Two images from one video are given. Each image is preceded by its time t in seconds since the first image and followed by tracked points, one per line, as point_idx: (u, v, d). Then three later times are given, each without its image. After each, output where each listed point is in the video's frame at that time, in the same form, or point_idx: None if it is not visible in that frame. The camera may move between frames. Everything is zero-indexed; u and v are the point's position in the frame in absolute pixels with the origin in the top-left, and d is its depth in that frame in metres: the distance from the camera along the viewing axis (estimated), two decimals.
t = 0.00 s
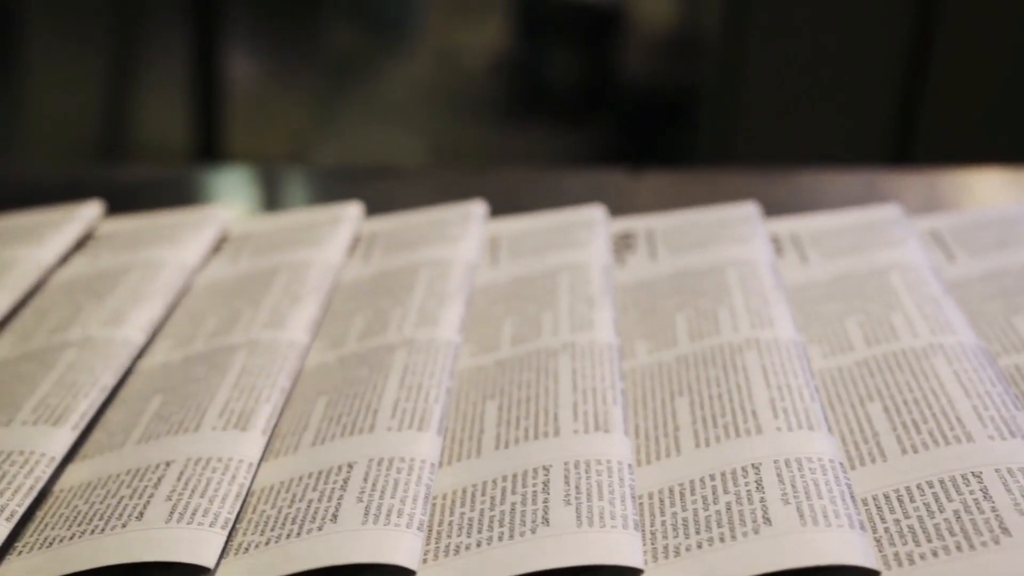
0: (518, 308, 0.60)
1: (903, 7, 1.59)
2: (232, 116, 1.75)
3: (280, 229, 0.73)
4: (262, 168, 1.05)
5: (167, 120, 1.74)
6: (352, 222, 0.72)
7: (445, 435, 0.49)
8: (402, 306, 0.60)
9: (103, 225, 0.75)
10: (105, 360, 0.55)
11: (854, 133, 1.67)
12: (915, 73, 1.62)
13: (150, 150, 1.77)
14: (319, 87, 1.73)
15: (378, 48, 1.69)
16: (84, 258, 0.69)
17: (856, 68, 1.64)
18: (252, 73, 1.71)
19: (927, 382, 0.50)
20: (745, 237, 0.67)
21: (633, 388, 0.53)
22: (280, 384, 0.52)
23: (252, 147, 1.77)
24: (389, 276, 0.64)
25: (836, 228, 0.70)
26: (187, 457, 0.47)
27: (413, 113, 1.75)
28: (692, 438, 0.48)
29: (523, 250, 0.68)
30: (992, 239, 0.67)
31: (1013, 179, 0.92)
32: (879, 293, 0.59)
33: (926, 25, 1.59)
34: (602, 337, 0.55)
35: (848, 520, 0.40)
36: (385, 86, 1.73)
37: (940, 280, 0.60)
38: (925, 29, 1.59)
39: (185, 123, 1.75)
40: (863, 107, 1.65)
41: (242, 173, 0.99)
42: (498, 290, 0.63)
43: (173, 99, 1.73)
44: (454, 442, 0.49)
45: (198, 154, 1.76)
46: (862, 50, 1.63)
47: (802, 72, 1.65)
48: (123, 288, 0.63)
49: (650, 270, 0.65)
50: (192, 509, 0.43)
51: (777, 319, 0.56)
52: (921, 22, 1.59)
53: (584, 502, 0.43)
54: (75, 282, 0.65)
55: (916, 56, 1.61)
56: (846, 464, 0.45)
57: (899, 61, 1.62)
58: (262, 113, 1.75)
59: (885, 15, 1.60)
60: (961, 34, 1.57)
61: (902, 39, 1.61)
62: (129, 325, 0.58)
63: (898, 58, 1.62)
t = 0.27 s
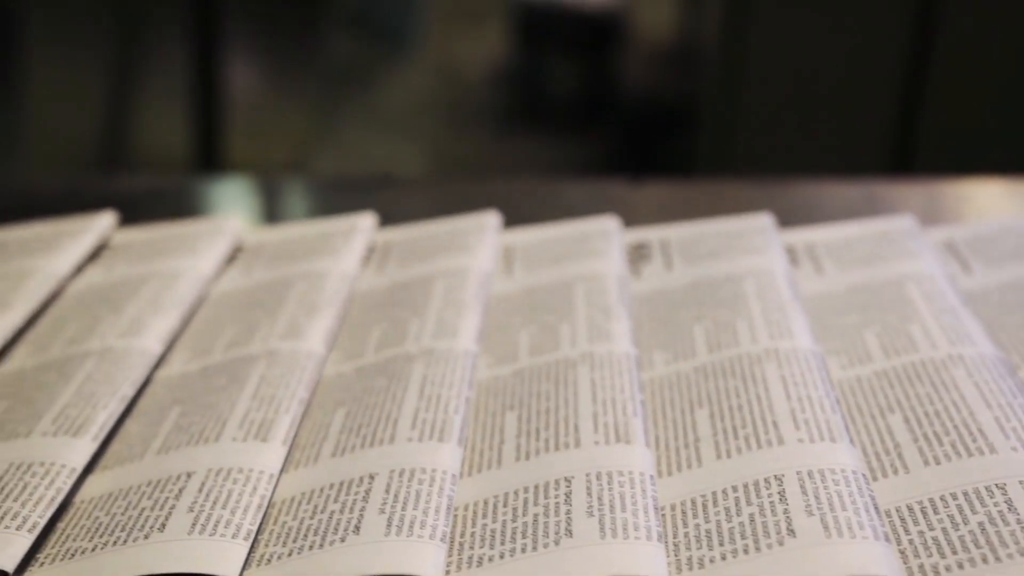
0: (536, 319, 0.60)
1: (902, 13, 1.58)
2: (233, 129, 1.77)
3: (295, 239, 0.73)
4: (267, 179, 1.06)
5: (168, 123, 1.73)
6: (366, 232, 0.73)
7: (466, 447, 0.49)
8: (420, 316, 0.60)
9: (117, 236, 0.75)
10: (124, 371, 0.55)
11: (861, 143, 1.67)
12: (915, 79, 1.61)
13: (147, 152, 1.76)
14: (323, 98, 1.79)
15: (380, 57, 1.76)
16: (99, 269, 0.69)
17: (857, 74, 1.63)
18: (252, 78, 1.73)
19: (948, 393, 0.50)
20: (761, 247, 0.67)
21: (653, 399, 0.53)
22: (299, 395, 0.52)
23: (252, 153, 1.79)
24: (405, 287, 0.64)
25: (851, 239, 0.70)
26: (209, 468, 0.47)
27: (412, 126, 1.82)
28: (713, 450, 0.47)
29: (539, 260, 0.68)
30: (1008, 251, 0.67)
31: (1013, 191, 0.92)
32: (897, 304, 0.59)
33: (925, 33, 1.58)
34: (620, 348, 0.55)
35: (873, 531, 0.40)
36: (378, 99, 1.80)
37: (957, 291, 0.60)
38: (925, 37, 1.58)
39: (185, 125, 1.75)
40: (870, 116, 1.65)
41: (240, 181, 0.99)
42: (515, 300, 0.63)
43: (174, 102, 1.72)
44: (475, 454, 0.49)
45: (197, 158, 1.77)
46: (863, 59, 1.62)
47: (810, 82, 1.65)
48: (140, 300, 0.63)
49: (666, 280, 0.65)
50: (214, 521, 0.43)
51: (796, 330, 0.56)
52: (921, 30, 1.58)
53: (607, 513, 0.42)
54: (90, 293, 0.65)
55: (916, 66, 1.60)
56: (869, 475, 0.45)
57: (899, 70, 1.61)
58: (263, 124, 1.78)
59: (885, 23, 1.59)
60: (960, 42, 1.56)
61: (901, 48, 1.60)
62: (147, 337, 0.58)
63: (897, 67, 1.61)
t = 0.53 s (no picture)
0: (551, 330, 0.60)
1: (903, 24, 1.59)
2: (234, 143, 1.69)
3: (308, 251, 0.73)
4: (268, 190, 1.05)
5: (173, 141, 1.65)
6: (380, 244, 0.73)
7: (484, 459, 0.49)
8: (435, 328, 0.60)
9: (130, 248, 0.75)
10: (140, 384, 0.54)
11: (868, 154, 1.67)
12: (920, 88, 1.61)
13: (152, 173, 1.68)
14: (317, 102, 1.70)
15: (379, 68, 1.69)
16: (112, 280, 0.69)
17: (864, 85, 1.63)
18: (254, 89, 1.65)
19: (967, 404, 0.50)
20: (776, 259, 0.67)
21: (670, 410, 0.53)
22: (316, 407, 0.52)
23: (255, 168, 1.72)
24: (419, 298, 0.64)
25: (864, 249, 0.70)
26: (228, 480, 0.47)
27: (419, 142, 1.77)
28: (732, 461, 0.47)
29: (553, 272, 0.68)
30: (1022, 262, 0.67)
31: (1012, 201, 0.92)
32: (914, 315, 0.59)
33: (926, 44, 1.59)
34: (637, 360, 0.55)
35: (897, 544, 0.40)
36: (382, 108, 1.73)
37: (973, 302, 0.60)
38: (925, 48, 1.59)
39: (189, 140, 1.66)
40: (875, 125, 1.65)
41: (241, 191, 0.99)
42: (529, 312, 0.63)
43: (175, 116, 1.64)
44: (494, 465, 0.49)
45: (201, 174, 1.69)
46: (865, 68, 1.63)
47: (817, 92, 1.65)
48: (154, 312, 0.62)
49: (681, 292, 0.65)
50: (235, 533, 0.43)
51: (813, 342, 0.55)
52: (922, 41, 1.59)
53: (629, 525, 0.42)
54: (105, 305, 0.65)
55: (916, 77, 1.61)
56: (890, 487, 0.45)
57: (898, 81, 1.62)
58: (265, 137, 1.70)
59: (887, 34, 1.60)
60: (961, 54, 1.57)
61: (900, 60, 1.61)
62: (162, 349, 0.58)
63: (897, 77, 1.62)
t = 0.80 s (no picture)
0: (566, 342, 0.60)
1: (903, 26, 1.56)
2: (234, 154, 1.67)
3: (321, 263, 0.73)
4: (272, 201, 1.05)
5: (171, 153, 1.64)
6: (394, 256, 0.73)
7: (503, 472, 0.49)
8: (451, 340, 0.60)
9: (144, 259, 0.75)
10: (157, 397, 0.54)
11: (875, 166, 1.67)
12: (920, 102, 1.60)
13: (147, 184, 1.66)
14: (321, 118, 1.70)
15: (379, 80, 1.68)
16: (126, 292, 0.69)
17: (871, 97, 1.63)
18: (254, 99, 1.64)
19: (986, 417, 0.49)
20: (789, 271, 0.67)
21: (687, 423, 0.53)
22: (333, 419, 0.52)
23: (253, 180, 1.71)
24: (434, 310, 0.64)
25: (879, 261, 0.70)
26: (247, 493, 0.46)
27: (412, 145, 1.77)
28: (752, 474, 0.47)
29: (567, 284, 0.68)
30: None
31: (1010, 213, 0.92)
32: (929, 327, 0.59)
33: (927, 50, 1.56)
34: (654, 372, 0.55)
35: (920, 558, 0.40)
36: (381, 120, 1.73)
37: (988, 314, 0.60)
38: (927, 54, 1.56)
39: (187, 152, 1.65)
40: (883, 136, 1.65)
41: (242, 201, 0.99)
42: (545, 324, 0.63)
43: (172, 129, 1.62)
44: (513, 478, 0.49)
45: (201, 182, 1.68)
46: (868, 78, 1.60)
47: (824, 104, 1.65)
48: (170, 324, 0.62)
49: (695, 304, 0.65)
50: (255, 546, 0.43)
51: (829, 354, 0.55)
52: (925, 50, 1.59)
53: (650, 538, 0.42)
54: (120, 316, 0.65)
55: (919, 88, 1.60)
56: (912, 499, 0.45)
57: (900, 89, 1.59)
58: (264, 148, 1.69)
59: (888, 42, 1.57)
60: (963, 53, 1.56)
61: (901, 67, 1.58)
62: (178, 361, 0.58)
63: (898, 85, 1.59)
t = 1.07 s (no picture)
0: (582, 354, 0.60)
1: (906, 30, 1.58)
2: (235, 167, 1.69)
3: (334, 276, 0.73)
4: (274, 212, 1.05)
5: (170, 160, 1.64)
6: (406, 268, 0.73)
7: (520, 485, 0.49)
8: (465, 353, 0.60)
9: (156, 271, 0.75)
10: (173, 409, 0.54)
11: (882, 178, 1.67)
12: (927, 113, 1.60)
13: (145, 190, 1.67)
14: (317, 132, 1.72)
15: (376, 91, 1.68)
16: (139, 304, 0.69)
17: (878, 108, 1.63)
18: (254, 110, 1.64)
19: (1004, 431, 0.49)
20: (803, 284, 0.67)
21: (704, 435, 0.53)
22: (350, 432, 0.52)
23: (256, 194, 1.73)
24: (447, 323, 0.64)
25: (891, 274, 0.70)
26: (265, 506, 0.46)
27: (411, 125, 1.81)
28: (770, 487, 0.47)
29: (580, 296, 0.68)
30: None
31: (1009, 226, 0.92)
32: (945, 340, 0.59)
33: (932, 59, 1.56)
34: (670, 384, 0.55)
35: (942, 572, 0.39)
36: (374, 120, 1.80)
37: (1005, 328, 0.60)
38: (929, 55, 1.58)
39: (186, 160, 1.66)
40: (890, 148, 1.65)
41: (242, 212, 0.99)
42: (560, 336, 0.63)
43: (173, 137, 1.63)
44: (531, 491, 0.49)
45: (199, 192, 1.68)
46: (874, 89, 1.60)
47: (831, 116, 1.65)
48: (184, 336, 0.63)
49: (708, 316, 0.65)
50: (274, 560, 0.43)
51: (845, 366, 0.55)
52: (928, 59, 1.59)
53: (670, 551, 0.42)
54: (134, 329, 0.65)
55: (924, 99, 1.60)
56: (932, 512, 0.45)
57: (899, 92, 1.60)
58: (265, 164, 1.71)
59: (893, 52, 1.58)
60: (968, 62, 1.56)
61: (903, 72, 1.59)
62: (193, 373, 0.58)
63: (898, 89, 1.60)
